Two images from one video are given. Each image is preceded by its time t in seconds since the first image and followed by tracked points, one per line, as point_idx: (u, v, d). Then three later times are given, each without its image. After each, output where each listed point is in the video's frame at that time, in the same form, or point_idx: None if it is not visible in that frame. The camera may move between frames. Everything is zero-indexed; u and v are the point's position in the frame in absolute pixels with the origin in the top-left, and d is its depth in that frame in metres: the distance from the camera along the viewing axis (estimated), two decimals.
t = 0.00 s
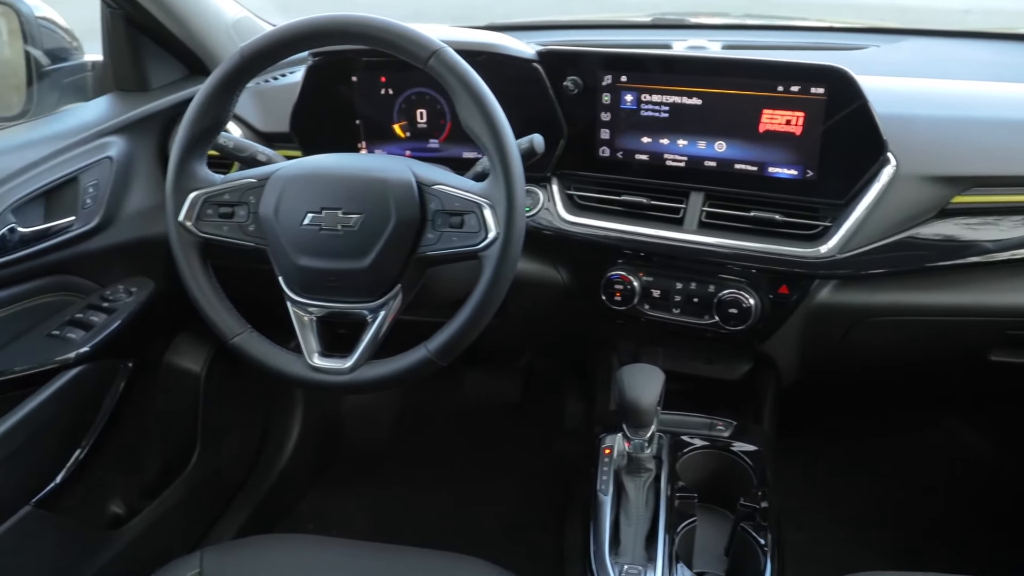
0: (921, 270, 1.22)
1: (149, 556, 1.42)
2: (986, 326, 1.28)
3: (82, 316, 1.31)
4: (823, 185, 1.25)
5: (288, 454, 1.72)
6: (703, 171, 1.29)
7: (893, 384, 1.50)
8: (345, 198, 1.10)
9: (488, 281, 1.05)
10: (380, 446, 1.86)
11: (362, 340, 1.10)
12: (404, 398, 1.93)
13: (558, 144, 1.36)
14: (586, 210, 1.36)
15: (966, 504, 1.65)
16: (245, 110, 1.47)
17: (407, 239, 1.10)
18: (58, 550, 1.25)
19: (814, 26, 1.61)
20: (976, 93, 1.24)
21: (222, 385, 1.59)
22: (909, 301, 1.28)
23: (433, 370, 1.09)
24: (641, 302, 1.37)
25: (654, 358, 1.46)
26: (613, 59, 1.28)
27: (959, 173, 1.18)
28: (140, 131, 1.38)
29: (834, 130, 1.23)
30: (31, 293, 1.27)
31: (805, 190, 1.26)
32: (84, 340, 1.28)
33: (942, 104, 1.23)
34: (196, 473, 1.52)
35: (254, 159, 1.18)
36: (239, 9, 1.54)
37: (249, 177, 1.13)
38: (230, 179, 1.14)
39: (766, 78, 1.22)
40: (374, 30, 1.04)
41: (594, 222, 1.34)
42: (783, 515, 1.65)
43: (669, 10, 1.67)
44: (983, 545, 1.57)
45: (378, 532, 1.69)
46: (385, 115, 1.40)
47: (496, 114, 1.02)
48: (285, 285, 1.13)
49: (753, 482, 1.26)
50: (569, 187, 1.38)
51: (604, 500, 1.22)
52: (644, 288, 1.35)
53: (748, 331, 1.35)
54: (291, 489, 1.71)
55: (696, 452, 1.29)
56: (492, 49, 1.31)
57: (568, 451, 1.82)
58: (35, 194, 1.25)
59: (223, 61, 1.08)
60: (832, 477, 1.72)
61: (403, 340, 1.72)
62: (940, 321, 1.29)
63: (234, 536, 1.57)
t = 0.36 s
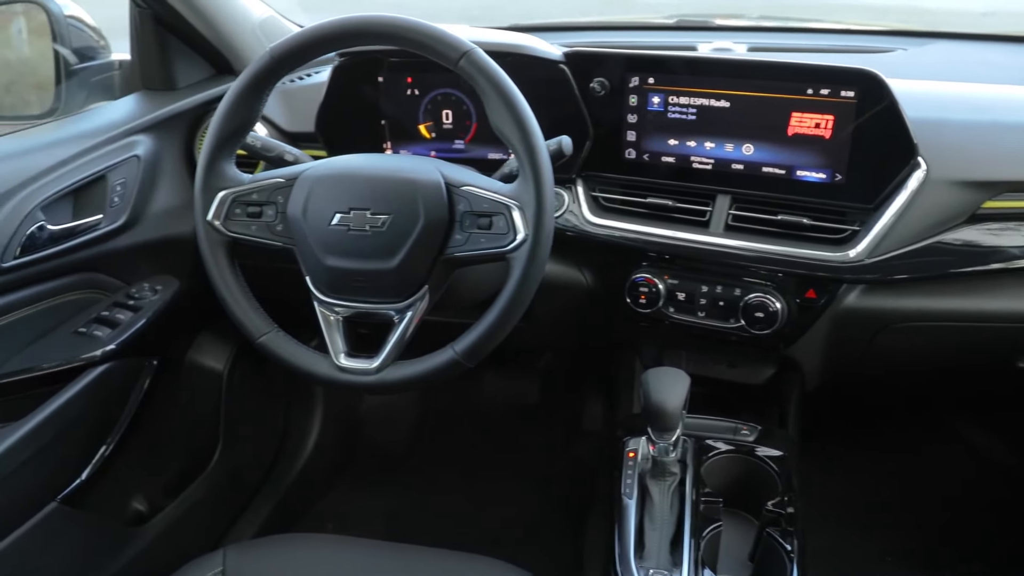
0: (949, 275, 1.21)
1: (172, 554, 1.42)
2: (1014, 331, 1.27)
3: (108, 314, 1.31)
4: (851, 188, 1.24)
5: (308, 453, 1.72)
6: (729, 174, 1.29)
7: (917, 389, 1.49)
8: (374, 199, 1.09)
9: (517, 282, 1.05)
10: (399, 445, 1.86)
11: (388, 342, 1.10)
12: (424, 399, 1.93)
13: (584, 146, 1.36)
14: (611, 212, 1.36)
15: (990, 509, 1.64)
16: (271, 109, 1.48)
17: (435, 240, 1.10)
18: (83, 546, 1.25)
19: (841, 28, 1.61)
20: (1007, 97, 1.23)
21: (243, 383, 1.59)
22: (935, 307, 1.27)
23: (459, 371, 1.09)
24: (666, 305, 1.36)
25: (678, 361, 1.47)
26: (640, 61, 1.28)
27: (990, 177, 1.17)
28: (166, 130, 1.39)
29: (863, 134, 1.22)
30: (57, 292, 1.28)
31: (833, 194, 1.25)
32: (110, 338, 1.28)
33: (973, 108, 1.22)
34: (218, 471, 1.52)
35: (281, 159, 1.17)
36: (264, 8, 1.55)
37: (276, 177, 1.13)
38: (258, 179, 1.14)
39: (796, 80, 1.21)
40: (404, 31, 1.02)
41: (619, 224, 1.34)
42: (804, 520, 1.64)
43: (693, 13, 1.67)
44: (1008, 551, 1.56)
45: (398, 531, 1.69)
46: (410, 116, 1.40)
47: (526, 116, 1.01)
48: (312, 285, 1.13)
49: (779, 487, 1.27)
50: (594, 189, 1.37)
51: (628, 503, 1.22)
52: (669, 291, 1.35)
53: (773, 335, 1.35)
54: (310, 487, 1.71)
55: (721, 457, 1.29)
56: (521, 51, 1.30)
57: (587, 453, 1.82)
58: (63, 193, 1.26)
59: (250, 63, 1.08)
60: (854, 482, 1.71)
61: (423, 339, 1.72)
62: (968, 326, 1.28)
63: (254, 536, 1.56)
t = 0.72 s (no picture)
0: (971, 280, 1.21)
1: (193, 551, 1.42)
2: None
3: (133, 311, 1.32)
4: (879, 192, 1.23)
5: (328, 451, 1.73)
6: (755, 177, 1.28)
7: (940, 395, 1.48)
8: (400, 200, 1.09)
9: (543, 284, 1.04)
10: (418, 445, 1.87)
11: (413, 342, 1.09)
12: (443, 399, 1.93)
13: (609, 147, 1.36)
14: (635, 214, 1.36)
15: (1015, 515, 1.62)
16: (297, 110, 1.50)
17: (461, 242, 1.09)
18: (106, 544, 1.25)
19: (868, 31, 1.60)
20: None
21: (265, 381, 1.59)
22: (961, 311, 1.26)
23: (485, 372, 1.09)
24: (690, 307, 1.36)
25: (701, 364, 1.47)
26: (666, 63, 1.27)
27: (1020, 182, 1.16)
28: (191, 129, 1.41)
29: (891, 138, 1.21)
30: (83, 289, 1.28)
31: (860, 197, 1.24)
32: (135, 336, 1.29)
33: (1003, 111, 1.21)
34: (240, 470, 1.53)
35: (307, 159, 1.17)
36: (291, 9, 1.59)
37: (303, 178, 1.13)
38: (284, 179, 1.13)
39: (825, 83, 1.20)
40: (431, 31, 1.01)
41: (643, 227, 1.34)
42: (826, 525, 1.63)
43: (717, 14, 1.66)
44: None
45: (418, 531, 1.69)
46: (435, 116, 1.41)
47: (555, 118, 1.00)
48: (338, 285, 1.13)
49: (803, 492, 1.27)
50: (618, 191, 1.37)
51: (651, 507, 1.22)
52: (693, 294, 1.35)
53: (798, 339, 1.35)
54: (330, 486, 1.71)
55: (745, 461, 1.30)
56: (543, 53, 1.30)
57: (605, 456, 1.81)
58: (90, 191, 1.26)
59: (276, 65, 1.08)
60: (876, 487, 1.70)
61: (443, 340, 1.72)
62: (995, 332, 1.27)
63: (274, 536, 1.56)
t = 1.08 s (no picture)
0: (990, 284, 1.20)
1: (208, 551, 1.42)
2: None
3: (149, 311, 1.32)
4: (897, 196, 1.23)
5: (341, 451, 1.73)
6: (773, 179, 1.28)
7: (956, 400, 1.47)
8: (418, 200, 1.09)
9: (561, 286, 1.04)
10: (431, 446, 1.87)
11: (430, 343, 1.09)
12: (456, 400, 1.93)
13: (626, 149, 1.35)
14: (651, 216, 1.36)
15: None
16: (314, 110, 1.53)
17: (478, 243, 1.08)
18: (122, 543, 1.25)
19: (883, 32, 1.59)
20: None
21: (278, 381, 1.59)
22: (980, 315, 1.26)
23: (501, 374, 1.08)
24: (707, 310, 1.37)
25: (715, 366, 1.47)
26: (683, 65, 1.27)
27: None
28: (208, 129, 1.42)
29: (911, 141, 1.20)
30: (99, 289, 1.29)
31: (879, 200, 1.24)
32: (151, 335, 1.29)
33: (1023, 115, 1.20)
34: (253, 469, 1.53)
35: (325, 159, 1.15)
36: (307, 9, 1.60)
37: (320, 177, 1.12)
38: (301, 179, 1.13)
39: (843, 85, 1.20)
40: (449, 33, 0.99)
41: (659, 228, 1.34)
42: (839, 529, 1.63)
43: (733, 16, 1.65)
44: None
45: (430, 532, 1.69)
46: (451, 117, 1.41)
47: (574, 120, 0.99)
48: (355, 285, 1.13)
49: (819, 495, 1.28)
50: (634, 193, 1.37)
51: (667, 510, 1.21)
52: (710, 296, 1.36)
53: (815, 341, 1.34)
54: (343, 487, 1.72)
55: (760, 464, 1.30)
56: (564, 54, 1.30)
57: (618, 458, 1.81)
58: (108, 190, 1.27)
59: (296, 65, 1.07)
60: (890, 492, 1.69)
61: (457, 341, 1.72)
62: (1014, 336, 1.26)
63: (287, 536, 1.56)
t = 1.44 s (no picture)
0: (1001, 287, 1.20)
1: (217, 550, 1.43)
2: None
3: (159, 311, 1.32)
4: (909, 198, 1.22)
5: (350, 451, 1.73)
6: (784, 181, 1.28)
7: (966, 403, 1.47)
8: (429, 201, 1.08)
9: (572, 287, 1.03)
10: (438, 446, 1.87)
11: (440, 344, 1.09)
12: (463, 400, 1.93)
13: (636, 150, 1.35)
14: (661, 218, 1.36)
15: None
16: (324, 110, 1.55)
17: (489, 244, 1.08)
18: (132, 542, 1.25)
19: (892, 35, 1.59)
20: None
21: (287, 380, 1.60)
22: (991, 318, 1.26)
23: (511, 375, 1.08)
24: (717, 312, 1.37)
25: (725, 367, 1.47)
26: (694, 67, 1.27)
27: None
28: (218, 129, 1.43)
29: (923, 143, 1.20)
30: (108, 289, 1.29)
31: (890, 203, 1.23)
32: (161, 335, 1.29)
33: None
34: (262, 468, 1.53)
35: (335, 160, 1.15)
36: (317, 9, 1.61)
37: (331, 178, 1.12)
38: (312, 180, 1.12)
39: (855, 88, 1.19)
40: (460, 33, 0.98)
41: (670, 230, 1.33)
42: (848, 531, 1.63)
43: (743, 17, 1.65)
44: None
45: (439, 532, 1.69)
46: (461, 118, 1.41)
47: (585, 121, 0.98)
48: (365, 285, 1.13)
49: (829, 497, 1.28)
50: (643, 194, 1.37)
51: (676, 511, 1.21)
52: (720, 298, 1.36)
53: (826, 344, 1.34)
54: (351, 486, 1.72)
55: (770, 466, 1.31)
56: (576, 55, 1.31)
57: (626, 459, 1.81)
58: (119, 190, 1.27)
59: (307, 65, 1.06)
60: (898, 496, 1.69)
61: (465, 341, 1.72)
62: None
63: (295, 535, 1.56)
